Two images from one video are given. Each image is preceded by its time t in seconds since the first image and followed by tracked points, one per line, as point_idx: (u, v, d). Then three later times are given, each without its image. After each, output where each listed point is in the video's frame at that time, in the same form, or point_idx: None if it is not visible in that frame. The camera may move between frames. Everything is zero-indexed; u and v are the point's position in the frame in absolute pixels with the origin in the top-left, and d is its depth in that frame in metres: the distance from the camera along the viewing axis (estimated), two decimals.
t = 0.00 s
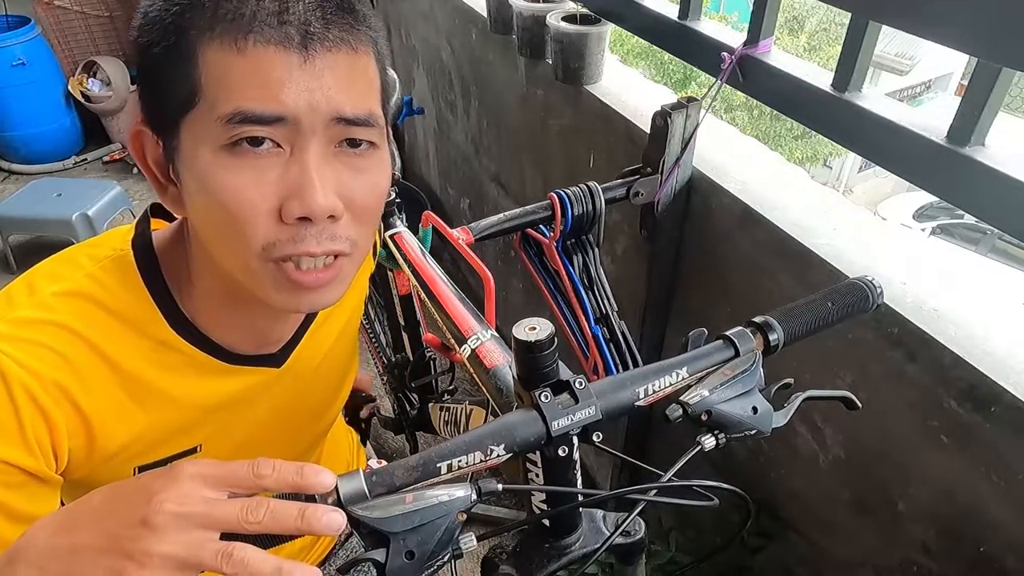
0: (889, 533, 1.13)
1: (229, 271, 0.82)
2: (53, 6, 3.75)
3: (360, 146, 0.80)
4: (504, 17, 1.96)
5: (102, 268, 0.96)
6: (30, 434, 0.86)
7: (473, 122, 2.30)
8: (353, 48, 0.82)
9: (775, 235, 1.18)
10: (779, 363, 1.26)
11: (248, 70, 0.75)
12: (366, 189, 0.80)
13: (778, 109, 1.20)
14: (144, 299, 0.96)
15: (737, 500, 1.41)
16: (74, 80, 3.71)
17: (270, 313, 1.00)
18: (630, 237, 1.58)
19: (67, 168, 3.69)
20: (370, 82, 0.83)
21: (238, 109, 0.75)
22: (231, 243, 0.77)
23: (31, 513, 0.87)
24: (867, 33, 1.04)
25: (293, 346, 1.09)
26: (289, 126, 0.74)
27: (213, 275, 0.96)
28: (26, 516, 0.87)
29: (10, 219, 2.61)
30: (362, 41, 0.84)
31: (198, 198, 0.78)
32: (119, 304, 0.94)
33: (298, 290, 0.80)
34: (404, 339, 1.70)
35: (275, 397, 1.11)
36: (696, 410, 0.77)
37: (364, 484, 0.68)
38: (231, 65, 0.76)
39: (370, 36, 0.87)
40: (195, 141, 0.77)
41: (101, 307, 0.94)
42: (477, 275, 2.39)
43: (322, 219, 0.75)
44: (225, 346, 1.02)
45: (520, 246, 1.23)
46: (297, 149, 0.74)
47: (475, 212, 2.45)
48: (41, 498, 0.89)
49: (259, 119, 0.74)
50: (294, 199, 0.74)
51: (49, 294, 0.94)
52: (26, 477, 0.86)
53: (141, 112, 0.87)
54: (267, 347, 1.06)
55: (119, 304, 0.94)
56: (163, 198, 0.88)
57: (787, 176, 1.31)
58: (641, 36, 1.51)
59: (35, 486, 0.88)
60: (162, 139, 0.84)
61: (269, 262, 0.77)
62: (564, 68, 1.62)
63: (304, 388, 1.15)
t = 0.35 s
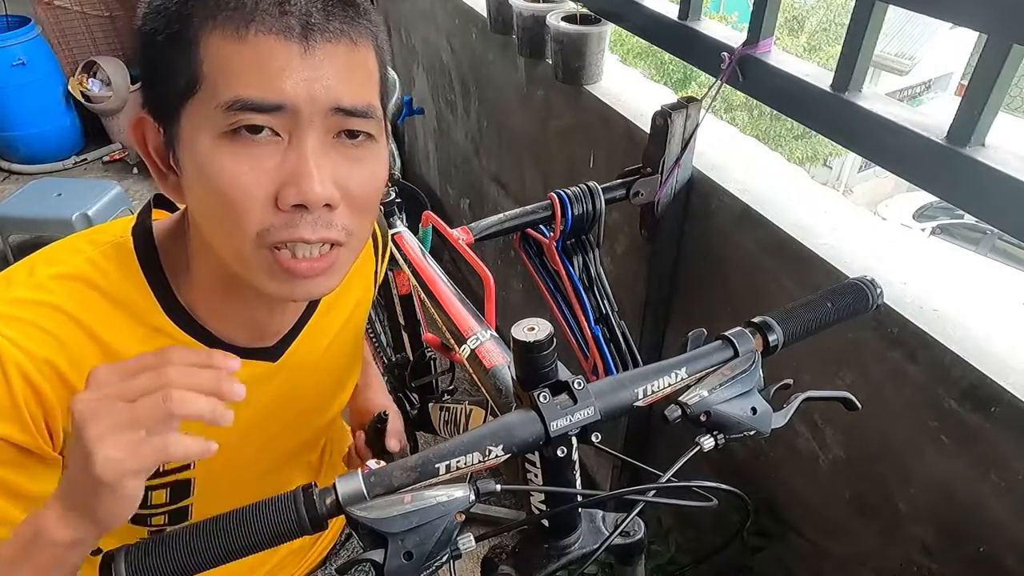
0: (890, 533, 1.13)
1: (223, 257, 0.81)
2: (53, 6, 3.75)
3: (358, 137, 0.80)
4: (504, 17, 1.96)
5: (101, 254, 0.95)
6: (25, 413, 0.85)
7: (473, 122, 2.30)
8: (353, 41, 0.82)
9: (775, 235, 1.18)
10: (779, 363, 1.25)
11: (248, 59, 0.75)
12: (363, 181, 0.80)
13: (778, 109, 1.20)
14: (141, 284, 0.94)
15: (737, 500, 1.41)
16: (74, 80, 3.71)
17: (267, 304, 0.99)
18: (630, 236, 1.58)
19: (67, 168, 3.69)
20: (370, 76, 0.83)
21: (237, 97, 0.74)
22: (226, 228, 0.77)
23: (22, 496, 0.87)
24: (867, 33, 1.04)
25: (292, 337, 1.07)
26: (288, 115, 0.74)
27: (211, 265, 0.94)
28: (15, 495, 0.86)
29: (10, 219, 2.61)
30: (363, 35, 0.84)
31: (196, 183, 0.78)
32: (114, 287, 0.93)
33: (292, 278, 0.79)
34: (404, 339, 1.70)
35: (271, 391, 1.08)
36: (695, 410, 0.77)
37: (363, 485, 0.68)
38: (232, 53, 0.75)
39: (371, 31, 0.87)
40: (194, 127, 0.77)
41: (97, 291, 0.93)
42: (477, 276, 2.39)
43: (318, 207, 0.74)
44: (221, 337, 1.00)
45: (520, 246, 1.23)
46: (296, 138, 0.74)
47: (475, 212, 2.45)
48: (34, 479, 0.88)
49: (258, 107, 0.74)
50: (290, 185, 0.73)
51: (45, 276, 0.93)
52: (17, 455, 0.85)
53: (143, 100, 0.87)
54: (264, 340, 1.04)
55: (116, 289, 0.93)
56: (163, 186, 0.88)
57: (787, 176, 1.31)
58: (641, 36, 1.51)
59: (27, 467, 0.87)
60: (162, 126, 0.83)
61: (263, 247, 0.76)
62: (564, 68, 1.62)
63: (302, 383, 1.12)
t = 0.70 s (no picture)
0: (889, 534, 1.13)
1: (222, 243, 0.81)
2: (53, 6, 3.75)
3: (354, 124, 0.80)
4: (504, 17, 1.96)
5: (103, 244, 0.94)
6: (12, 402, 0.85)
7: (473, 122, 2.30)
8: (348, 29, 0.81)
9: (775, 235, 1.18)
10: (778, 363, 1.25)
11: (244, 46, 0.75)
12: (360, 167, 0.80)
13: (778, 109, 1.20)
14: (141, 277, 0.93)
15: (737, 500, 1.41)
16: (74, 80, 3.71)
17: (267, 294, 0.96)
18: (630, 236, 1.58)
19: (67, 168, 3.69)
20: (365, 64, 0.82)
21: (235, 83, 0.75)
22: (225, 214, 0.77)
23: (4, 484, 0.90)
24: (867, 34, 1.04)
25: (294, 334, 1.04)
26: (284, 101, 0.74)
27: (210, 253, 0.93)
28: None
29: (10, 219, 2.61)
30: (357, 24, 0.83)
31: (196, 169, 0.78)
32: (114, 279, 0.92)
33: (290, 265, 0.78)
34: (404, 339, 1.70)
35: (268, 390, 1.06)
36: (695, 410, 0.77)
37: (362, 485, 0.68)
38: (229, 40, 0.75)
39: (366, 20, 0.86)
40: (194, 114, 0.77)
41: (97, 280, 0.92)
42: (478, 276, 2.39)
43: (315, 191, 0.74)
44: (219, 332, 0.98)
45: (520, 246, 1.23)
46: (292, 124, 0.75)
47: (475, 212, 2.45)
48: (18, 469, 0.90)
49: (255, 93, 0.74)
50: (287, 168, 0.73)
51: (50, 263, 0.92)
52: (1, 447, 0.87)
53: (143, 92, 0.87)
54: (261, 333, 1.01)
55: (114, 280, 0.92)
56: (164, 177, 0.88)
57: (786, 176, 1.31)
58: (640, 36, 1.51)
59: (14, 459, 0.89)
60: (162, 117, 0.83)
61: (259, 231, 0.76)
62: (564, 68, 1.62)
63: (302, 384, 1.09)
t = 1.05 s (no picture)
0: (889, 534, 1.13)
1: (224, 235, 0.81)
2: (53, 6, 3.75)
3: (351, 114, 0.80)
4: (504, 17, 1.96)
5: (112, 239, 0.94)
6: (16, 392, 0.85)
7: (473, 123, 2.30)
8: (344, 20, 0.81)
9: (775, 235, 1.18)
10: (778, 364, 1.26)
11: (241, 37, 0.75)
12: (358, 157, 0.80)
13: (778, 110, 1.20)
14: (148, 272, 0.93)
15: (737, 500, 1.41)
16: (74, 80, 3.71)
17: (269, 289, 0.96)
18: (630, 237, 1.58)
19: (67, 168, 3.69)
20: (362, 55, 0.82)
21: (233, 75, 0.75)
22: (227, 205, 0.77)
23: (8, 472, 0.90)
24: (867, 33, 1.04)
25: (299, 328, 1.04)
26: (280, 92, 0.74)
27: (213, 246, 0.93)
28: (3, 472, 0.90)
29: (9, 220, 2.61)
30: (353, 14, 0.83)
31: (197, 162, 0.78)
32: (121, 273, 0.92)
33: (291, 255, 0.79)
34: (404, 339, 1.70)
35: (272, 384, 1.06)
36: (696, 410, 0.77)
37: (364, 484, 0.67)
38: (226, 33, 0.76)
39: (363, 12, 0.85)
40: (194, 108, 0.78)
41: (105, 273, 0.92)
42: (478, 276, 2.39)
43: (313, 179, 0.74)
44: (223, 326, 0.98)
45: (520, 246, 1.22)
46: (289, 114, 0.75)
47: (474, 212, 2.45)
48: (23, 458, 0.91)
49: (252, 84, 0.74)
50: (285, 158, 0.74)
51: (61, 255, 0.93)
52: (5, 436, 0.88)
53: (146, 88, 0.87)
54: (266, 328, 1.01)
55: (121, 273, 0.92)
56: (169, 174, 0.88)
57: (786, 176, 1.31)
58: (640, 36, 1.51)
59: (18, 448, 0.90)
60: (165, 112, 0.83)
61: (260, 221, 0.76)
62: (564, 68, 1.63)
63: (306, 380, 1.09)
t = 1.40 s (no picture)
0: (889, 533, 1.13)
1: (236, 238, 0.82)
2: (53, 6, 3.75)
3: (360, 122, 0.80)
4: (504, 17, 1.96)
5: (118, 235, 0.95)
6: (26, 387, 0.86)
7: (473, 122, 2.31)
8: (352, 28, 0.81)
9: (775, 235, 1.18)
10: (778, 364, 1.26)
11: (253, 49, 0.75)
12: (367, 164, 0.80)
13: (778, 110, 1.20)
14: (154, 268, 0.93)
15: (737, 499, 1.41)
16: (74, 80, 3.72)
17: (277, 290, 0.96)
18: (630, 236, 1.58)
19: (67, 168, 3.69)
20: (370, 63, 0.82)
21: (244, 87, 0.75)
22: (239, 211, 0.78)
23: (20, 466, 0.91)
24: (867, 33, 1.05)
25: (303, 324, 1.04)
26: (292, 103, 0.75)
27: (221, 247, 0.94)
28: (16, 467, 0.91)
29: (9, 220, 2.61)
30: (362, 22, 0.83)
31: (210, 169, 0.78)
32: (128, 268, 0.93)
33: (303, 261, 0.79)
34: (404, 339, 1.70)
35: (278, 380, 1.06)
36: (697, 409, 0.77)
37: (366, 484, 0.67)
38: (237, 44, 0.76)
39: (371, 19, 0.85)
40: (206, 116, 0.78)
41: (113, 270, 0.92)
42: (477, 276, 2.39)
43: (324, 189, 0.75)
44: (230, 322, 0.99)
45: (521, 246, 1.23)
46: (301, 124, 0.75)
47: (475, 212, 2.45)
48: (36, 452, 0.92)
49: (265, 96, 0.74)
50: (297, 168, 0.74)
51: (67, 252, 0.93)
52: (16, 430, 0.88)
53: (155, 89, 0.86)
54: (271, 324, 1.01)
55: (128, 269, 0.93)
56: (177, 173, 0.89)
57: (787, 176, 1.31)
58: (640, 36, 1.52)
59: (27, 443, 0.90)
60: (175, 116, 0.83)
61: (273, 229, 0.77)
62: (564, 68, 1.63)
63: (311, 376, 1.09)
